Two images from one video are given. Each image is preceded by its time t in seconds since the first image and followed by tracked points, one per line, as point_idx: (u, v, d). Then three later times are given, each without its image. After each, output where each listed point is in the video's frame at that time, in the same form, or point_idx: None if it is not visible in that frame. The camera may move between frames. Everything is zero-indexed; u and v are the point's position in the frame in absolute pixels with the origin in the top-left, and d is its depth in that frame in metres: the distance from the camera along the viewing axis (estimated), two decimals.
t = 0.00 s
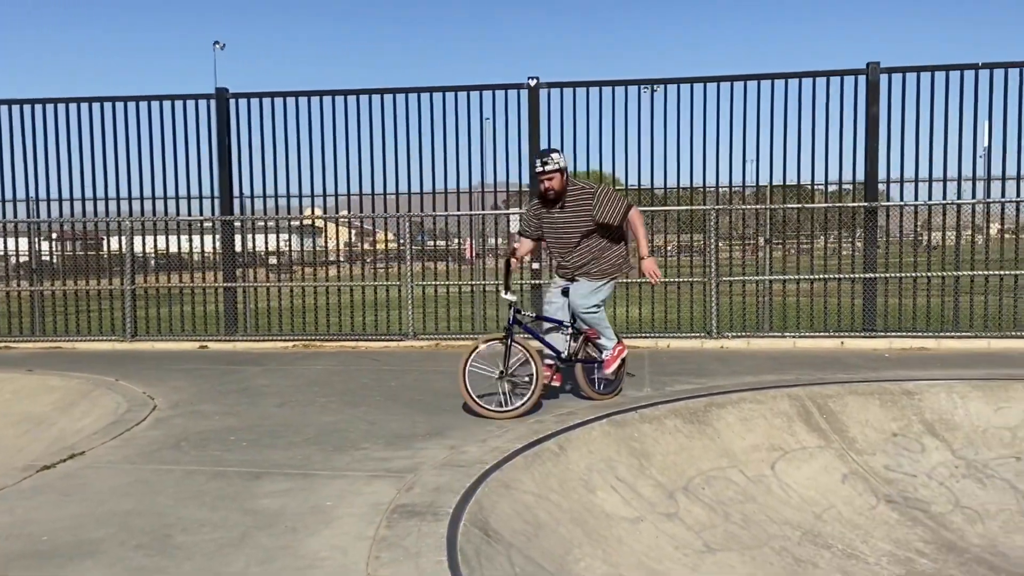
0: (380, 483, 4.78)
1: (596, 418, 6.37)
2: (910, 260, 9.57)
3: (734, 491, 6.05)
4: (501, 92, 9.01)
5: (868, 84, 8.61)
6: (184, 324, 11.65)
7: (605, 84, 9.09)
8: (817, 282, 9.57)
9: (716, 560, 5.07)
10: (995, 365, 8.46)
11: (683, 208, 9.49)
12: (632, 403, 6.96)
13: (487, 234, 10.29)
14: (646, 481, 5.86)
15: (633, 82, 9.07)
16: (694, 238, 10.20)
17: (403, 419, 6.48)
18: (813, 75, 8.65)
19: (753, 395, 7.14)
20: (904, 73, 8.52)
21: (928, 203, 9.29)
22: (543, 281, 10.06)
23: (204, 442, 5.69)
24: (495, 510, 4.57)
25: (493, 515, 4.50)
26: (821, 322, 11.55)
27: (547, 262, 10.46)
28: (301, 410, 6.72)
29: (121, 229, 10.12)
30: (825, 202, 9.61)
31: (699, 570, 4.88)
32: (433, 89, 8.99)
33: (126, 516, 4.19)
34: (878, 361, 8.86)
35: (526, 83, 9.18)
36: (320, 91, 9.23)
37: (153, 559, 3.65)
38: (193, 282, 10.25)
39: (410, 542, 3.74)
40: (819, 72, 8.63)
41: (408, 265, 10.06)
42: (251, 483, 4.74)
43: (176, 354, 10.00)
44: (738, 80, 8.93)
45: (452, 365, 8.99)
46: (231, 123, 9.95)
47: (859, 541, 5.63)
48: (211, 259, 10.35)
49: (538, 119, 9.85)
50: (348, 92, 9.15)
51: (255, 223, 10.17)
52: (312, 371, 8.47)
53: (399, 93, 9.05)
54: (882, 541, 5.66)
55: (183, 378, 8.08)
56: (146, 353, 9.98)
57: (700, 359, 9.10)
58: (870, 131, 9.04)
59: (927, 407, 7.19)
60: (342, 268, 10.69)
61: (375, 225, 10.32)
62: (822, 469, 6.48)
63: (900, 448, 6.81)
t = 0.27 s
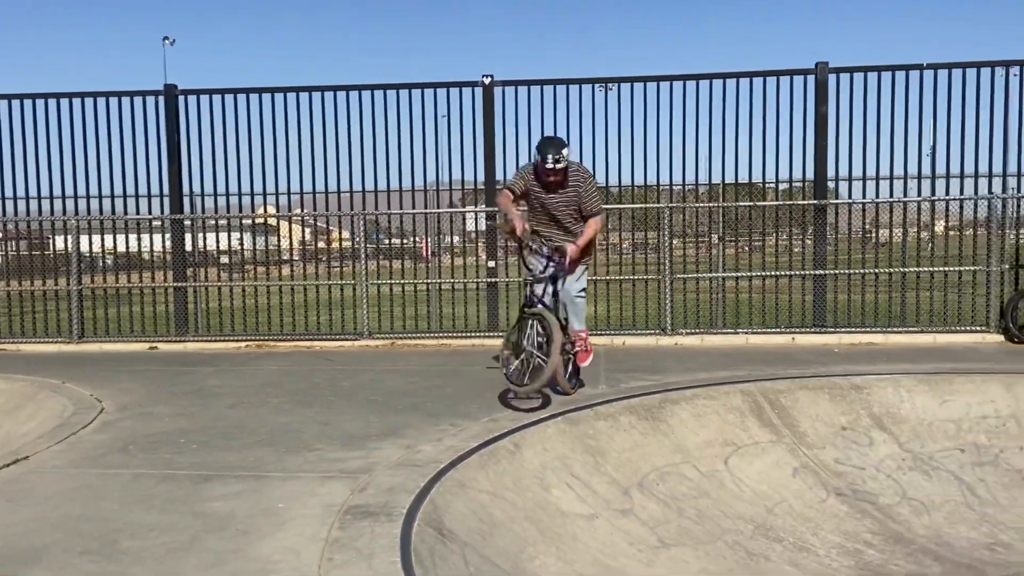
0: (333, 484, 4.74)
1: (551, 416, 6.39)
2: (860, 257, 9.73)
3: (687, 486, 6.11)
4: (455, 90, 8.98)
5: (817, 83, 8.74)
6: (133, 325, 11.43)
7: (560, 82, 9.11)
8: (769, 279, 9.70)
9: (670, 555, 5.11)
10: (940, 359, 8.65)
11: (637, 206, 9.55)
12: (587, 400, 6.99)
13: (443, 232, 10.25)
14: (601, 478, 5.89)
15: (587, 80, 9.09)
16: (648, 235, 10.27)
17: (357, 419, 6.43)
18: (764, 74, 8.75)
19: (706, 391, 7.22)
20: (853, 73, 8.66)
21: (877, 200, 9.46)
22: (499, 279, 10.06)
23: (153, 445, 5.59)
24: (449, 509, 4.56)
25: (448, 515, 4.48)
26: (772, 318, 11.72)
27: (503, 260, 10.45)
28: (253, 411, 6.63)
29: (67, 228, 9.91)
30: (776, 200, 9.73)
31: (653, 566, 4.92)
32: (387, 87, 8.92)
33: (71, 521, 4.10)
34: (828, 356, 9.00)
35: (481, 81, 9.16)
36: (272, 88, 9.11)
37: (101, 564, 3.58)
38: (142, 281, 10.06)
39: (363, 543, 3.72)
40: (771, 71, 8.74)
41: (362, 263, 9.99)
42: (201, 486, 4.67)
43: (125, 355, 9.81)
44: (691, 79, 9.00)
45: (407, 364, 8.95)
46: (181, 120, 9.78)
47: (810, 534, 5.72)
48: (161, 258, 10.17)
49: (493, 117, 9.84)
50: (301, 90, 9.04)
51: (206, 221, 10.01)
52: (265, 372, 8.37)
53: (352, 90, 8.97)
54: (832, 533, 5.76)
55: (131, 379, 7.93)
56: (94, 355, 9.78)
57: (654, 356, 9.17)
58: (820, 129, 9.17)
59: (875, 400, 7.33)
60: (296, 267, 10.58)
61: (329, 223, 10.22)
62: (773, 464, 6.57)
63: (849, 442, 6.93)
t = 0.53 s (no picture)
0: (281, 482, 4.68)
1: (502, 411, 6.39)
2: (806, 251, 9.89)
3: (638, 479, 6.15)
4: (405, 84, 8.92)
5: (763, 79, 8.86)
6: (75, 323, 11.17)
7: (509, 76, 9.10)
8: (717, 272, 9.80)
9: (620, 548, 5.15)
10: (884, 350, 8.83)
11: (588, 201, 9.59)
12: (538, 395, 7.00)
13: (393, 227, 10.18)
14: (552, 472, 5.91)
15: (537, 75, 9.10)
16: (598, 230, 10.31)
17: (306, 417, 6.36)
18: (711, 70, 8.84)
19: (656, 385, 7.27)
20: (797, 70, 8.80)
21: (822, 194, 9.62)
22: (450, 274, 10.03)
23: (95, 445, 5.47)
24: (399, 506, 4.53)
25: (398, 512, 4.45)
26: (721, 312, 11.85)
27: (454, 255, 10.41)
28: (200, 410, 6.53)
29: (6, 224, 9.64)
30: (724, 194, 9.84)
31: (604, 559, 4.94)
32: (335, 81, 8.84)
33: (7, 525, 3.99)
34: (776, 348, 9.14)
35: (431, 76, 9.12)
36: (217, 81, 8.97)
37: (38, 569, 3.49)
38: (84, 278, 9.83)
39: (310, 541, 3.68)
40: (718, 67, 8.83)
41: (311, 259, 9.88)
42: (144, 487, 4.57)
43: (66, 354, 9.58)
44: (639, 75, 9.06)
45: (357, 360, 8.87)
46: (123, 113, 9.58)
47: (758, 524, 5.80)
48: (103, 255, 9.95)
49: (443, 111, 9.79)
50: (247, 83, 8.91)
51: (151, 217, 9.81)
52: (212, 369, 8.24)
53: (300, 83, 8.87)
54: (779, 523, 5.84)
55: (73, 378, 7.75)
56: (34, 354, 9.54)
57: (605, 350, 9.22)
58: (766, 125, 9.30)
59: (820, 391, 7.46)
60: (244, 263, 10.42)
61: (277, 218, 10.08)
62: (722, 455, 6.65)
63: (795, 433, 7.04)
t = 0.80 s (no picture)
0: (224, 478, 4.60)
1: (450, 403, 6.36)
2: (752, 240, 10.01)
3: (586, 468, 6.18)
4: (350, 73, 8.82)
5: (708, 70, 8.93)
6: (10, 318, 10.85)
7: (456, 66, 9.04)
8: (663, 262, 9.88)
9: (569, 537, 5.16)
10: (826, 338, 8.99)
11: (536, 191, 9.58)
12: (486, 386, 6.98)
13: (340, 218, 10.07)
14: (500, 462, 5.90)
15: (484, 65, 9.05)
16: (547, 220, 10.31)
17: (250, 411, 6.26)
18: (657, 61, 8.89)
19: (604, 374, 7.31)
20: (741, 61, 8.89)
21: (766, 185, 9.75)
22: (398, 265, 9.95)
23: (30, 443, 5.32)
24: (345, 500, 4.48)
25: (344, 505, 4.40)
26: (668, 301, 11.96)
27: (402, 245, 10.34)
28: (140, 405, 6.39)
29: None
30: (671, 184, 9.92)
31: (552, 548, 4.95)
32: (279, 69, 8.70)
33: None
34: (722, 337, 9.25)
35: (377, 65, 9.02)
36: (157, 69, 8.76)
37: None
38: (19, 272, 9.55)
39: (254, 537, 3.62)
40: (664, 58, 8.88)
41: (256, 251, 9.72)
42: (81, 485, 4.46)
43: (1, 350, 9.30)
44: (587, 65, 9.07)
45: (304, 353, 8.77)
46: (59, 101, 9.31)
47: (704, 511, 5.87)
48: (39, 247, 9.67)
49: (389, 101, 9.70)
50: (188, 71, 8.73)
51: (89, 208, 9.56)
52: (153, 364, 8.07)
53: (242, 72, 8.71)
54: (725, 509, 5.92)
55: (8, 375, 7.53)
56: None
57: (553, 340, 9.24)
58: (711, 116, 9.38)
59: (765, 379, 7.57)
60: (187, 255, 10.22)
61: (220, 209, 9.90)
62: (669, 443, 6.71)
63: (741, 420, 7.14)
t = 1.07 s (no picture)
0: (166, 469, 4.51)
1: (398, 390, 6.32)
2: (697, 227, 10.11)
3: (534, 453, 6.20)
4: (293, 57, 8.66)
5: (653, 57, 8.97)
6: None
7: (401, 50, 8.93)
8: (610, 248, 9.92)
9: (517, 522, 5.17)
10: (769, 322, 9.13)
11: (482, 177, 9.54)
12: (434, 373, 6.95)
13: (284, 205, 9.92)
14: (448, 449, 5.89)
15: (429, 50, 8.96)
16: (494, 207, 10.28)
17: (193, 401, 6.15)
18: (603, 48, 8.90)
19: (551, 360, 7.32)
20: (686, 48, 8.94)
21: (711, 171, 9.84)
22: (344, 253, 9.84)
23: None
24: (291, 489, 4.43)
25: (290, 495, 4.35)
26: (616, 287, 12.03)
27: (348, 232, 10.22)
28: (79, 397, 6.23)
29: None
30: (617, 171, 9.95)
31: (501, 534, 4.96)
32: (219, 53, 8.51)
33: None
34: (668, 322, 9.33)
35: (320, 49, 8.87)
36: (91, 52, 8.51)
37: None
38: None
39: (196, 529, 3.55)
40: (610, 44, 8.89)
41: (197, 239, 9.53)
42: (16, 479, 4.34)
43: None
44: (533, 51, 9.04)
45: (248, 342, 8.63)
46: None
47: (651, 494, 5.93)
48: None
49: (333, 86, 9.56)
50: (124, 54, 8.49)
51: (22, 196, 9.28)
52: (92, 354, 7.88)
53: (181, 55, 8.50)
54: (671, 492, 5.99)
55: None
56: None
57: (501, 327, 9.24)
58: (656, 103, 9.43)
59: (710, 363, 7.66)
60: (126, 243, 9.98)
61: (160, 196, 9.68)
62: (616, 428, 6.76)
63: (687, 404, 7.22)
